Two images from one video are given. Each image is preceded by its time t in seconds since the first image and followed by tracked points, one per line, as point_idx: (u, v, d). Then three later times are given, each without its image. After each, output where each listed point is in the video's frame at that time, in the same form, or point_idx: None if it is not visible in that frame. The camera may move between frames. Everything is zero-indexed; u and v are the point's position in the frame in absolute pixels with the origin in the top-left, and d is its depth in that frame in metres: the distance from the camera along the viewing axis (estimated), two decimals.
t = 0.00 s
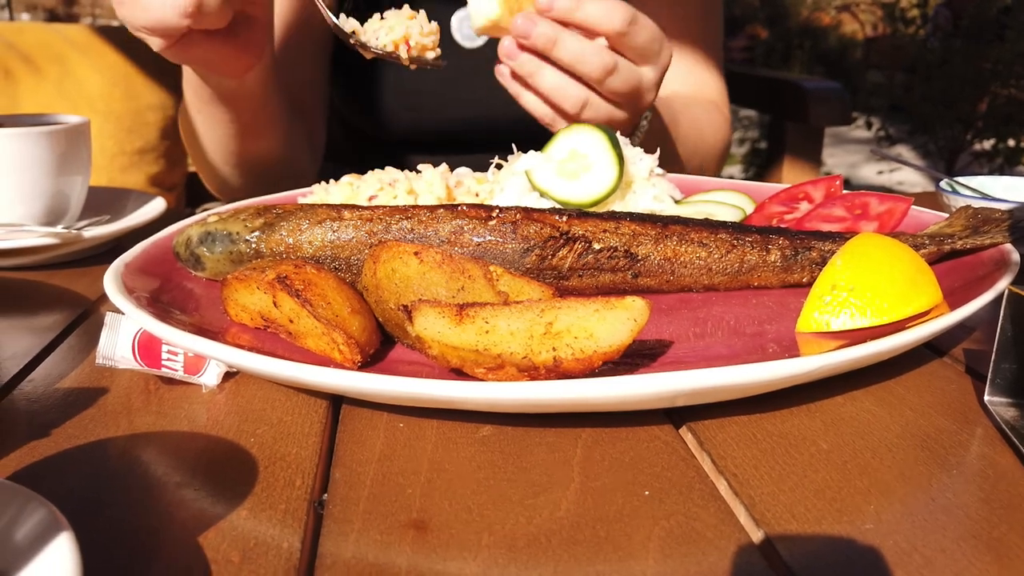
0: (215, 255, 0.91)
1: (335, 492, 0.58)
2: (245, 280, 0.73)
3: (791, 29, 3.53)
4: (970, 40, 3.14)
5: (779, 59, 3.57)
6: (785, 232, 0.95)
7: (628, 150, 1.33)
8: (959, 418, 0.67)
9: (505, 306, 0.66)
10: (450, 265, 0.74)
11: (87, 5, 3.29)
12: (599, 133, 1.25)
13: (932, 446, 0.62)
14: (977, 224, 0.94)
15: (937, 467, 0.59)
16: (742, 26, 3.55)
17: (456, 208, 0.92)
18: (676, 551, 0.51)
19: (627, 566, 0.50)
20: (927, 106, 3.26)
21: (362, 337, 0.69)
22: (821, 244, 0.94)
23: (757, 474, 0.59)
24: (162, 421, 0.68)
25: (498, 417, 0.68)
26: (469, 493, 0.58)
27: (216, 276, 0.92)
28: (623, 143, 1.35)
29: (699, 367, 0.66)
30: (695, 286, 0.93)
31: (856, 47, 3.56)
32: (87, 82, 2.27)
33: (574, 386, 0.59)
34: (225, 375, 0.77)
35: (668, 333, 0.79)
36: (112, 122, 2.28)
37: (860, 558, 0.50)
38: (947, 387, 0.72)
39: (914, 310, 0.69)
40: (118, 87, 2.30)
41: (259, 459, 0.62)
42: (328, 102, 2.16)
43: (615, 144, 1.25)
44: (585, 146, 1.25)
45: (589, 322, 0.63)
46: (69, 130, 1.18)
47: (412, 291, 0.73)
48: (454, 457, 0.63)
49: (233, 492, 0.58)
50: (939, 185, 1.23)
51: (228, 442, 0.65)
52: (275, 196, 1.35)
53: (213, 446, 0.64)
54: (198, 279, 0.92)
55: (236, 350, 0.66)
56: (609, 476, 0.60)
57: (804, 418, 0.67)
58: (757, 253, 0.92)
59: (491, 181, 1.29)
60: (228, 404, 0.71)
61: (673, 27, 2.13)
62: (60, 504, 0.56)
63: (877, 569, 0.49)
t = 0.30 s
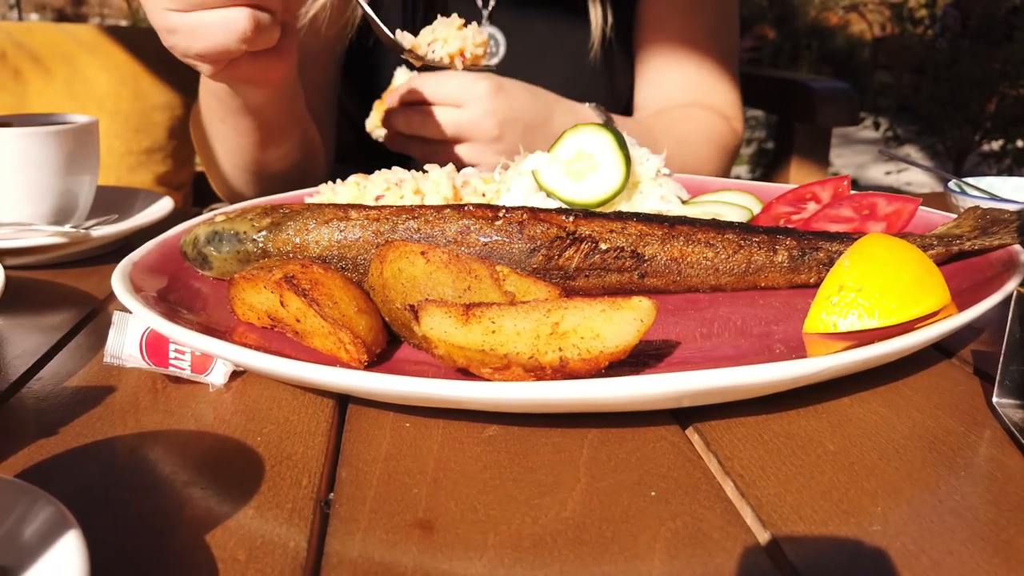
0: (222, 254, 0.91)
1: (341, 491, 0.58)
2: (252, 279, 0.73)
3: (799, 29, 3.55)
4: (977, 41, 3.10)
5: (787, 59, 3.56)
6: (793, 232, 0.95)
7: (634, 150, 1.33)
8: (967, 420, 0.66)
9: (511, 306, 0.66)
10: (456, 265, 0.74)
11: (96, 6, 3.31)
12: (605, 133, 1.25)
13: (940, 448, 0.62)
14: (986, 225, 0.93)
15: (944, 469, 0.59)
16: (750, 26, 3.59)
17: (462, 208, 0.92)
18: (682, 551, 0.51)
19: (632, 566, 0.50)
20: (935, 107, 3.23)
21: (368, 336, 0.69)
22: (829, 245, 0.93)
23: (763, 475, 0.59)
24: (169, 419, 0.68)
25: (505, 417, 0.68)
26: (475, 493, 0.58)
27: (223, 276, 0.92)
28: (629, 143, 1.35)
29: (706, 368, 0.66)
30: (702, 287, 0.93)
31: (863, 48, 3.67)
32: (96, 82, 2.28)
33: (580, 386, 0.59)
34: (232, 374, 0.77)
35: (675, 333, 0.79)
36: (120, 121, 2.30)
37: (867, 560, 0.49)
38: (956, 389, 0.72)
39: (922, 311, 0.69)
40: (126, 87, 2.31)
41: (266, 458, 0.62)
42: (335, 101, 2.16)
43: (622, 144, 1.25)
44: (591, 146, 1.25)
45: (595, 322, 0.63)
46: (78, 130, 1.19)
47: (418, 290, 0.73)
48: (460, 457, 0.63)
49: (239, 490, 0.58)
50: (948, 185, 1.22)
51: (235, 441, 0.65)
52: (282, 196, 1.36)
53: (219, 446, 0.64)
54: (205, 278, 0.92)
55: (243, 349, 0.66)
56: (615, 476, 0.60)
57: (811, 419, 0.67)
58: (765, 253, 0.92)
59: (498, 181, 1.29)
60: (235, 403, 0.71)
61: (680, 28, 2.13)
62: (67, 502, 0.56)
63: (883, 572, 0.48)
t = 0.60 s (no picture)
0: (229, 254, 0.92)
1: (347, 491, 0.58)
2: (259, 278, 0.73)
3: (807, 29, 3.50)
4: (986, 41, 3.18)
5: (795, 59, 3.53)
6: (800, 233, 0.95)
7: (640, 151, 1.33)
8: (975, 421, 0.66)
9: (517, 306, 0.66)
10: (462, 265, 0.74)
11: (103, 6, 3.32)
12: (612, 133, 1.25)
13: (948, 450, 0.62)
14: (994, 225, 0.93)
15: (952, 470, 0.59)
16: (758, 25, 3.49)
17: (469, 208, 0.93)
18: (689, 552, 0.51)
19: (639, 567, 0.50)
20: (943, 107, 3.32)
21: (375, 336, 0.69)
22: (836, 246, 0.93)
23: (770, 476, 0.58)
24: (176, 418, 0.69)
25: (511, 417, 0.68)
26: (481, 493, 0.58)
27: (230, 275, 0.93)
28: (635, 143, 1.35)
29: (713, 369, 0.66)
30: (708, 287, 0.93)
31: (871, 48, 3.57)
32: (103, 82, 2.29)
33: (587, 386, 0.59)
34: (238, 373, 0.77)
35: (682, 333, 0.78)
36: (128, 121, 2.30)
37: (874, 562, 0.49)
38: (964, 391, 0.72)
39: (930, 312, 0.69)
40: (133, 87, 2.32)
41: (272, 457, 0.62)
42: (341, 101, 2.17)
43: (629, 144, 1.25)
44: (598, 146, 1.25)
45: (602, 322, 0.63)
46: (86, 129, 1.19)
47: (425, 290, 0.73)
48: (466, 456, 0.63)
49: (246, 489, 0.58)
50: (956, 186, 1.21)
51: (242, 440, 0.65)
52: (289, 196, 1.36)
53: (226, 445, 0.64)
54: (212, 278, 0.92)
55: (250, 348, 0.66)
56: (621, 477, 0.60)
57: (818, 420, 0.67)
58: (771, 254, 0.92)
59: (504, 181, 1.28)
60: (242, 402, 0.72)
61: (686, 29, 2.12)
62: (75, 501, 0.56)
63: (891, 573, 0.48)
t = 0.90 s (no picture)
0: (236, 253, 0.92)
1: (354, 490, 0.58)
2: (266, 278, 0.73)
3: (814, 29, 3.51)
4: (996, 43, 3.15)
5: (801, 59, 3.53)
6: (807, 233, 0.94)
7: (647, 151, 1.33)
8: (983, 423, 0.66)
9: (523, 306, 0.66)
10: (469, 265, 0.74)
11: (111, 5, 3.33)
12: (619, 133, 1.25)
13: (956, 452, 0.61)
14: (1003, 227, 0.92)
15: (960, 472, 0.59)
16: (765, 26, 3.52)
17: (475, 208, 0.93)
18: (695, 553, 0.51)
19: (645, 568, 0.50)
20: (951, 107, 3.31)
21: (381, 336, 0.69)
22: (843, 246, 0.93)
23: (777, 477, 0.58)
24: (183, 417, 0.69)
25: (518, 417, 0.68)
26: (486, 493, 0.58)
27: (237, 275, 0.93)
28: (642, 143, 1.35)
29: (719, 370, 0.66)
30: (715, 288, 0.92)
31: (879, 48, 3.60)
32: (111, 81, 2.30)
33: (594, 386, 0.59)
34: (245, 372, 0.77)
35: (688, 334, 0.78)
36: (135, 121, 2.31)
37: (881, 564, 0.49)
38: (972, 392, 0.71)
39: (938, 313, 0.68)
40: (141, 87, 2.33)
41: (279, 456, 0.63)
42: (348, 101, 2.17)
43: (635, 145, 1.25)
44: (604, 146, 1.25)
45: (608, 323, 0.63)
46: (94, 129, 1.20)
47: (431, 290, 0.73)
48: (472, 456, 0.63)
49: (253, 488, 0.58)
50: (964, 187, 1.21)
51: (249, 439, 0.65)
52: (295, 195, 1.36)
53: (233, 444, 0.65)
54: (219, 277, 0.93)
55: (257, 348, 0.66)
56: (627, 477, 0.60)
57: (825, 421, 0.67)
58: (778, 254, 0.91)
59: (510, 181, 1.28)
60: (249, 401, 0.72)
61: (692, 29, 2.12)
62: (84, 499, 0.56)
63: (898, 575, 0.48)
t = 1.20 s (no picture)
0: (239, 253, 0.92)
1: (356, 490, 0.58)
2: (268, 278, 0.74)
3: (816, 29, 3.51)
4: (999, 43, 3.16)
5: (803, 59, 3.53)
6: (809, 233, 0.94)
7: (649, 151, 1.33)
8: (985, 424, 0.66)
9: (525, 306, 0.66)
10: (471, 265, 0.74)
11: (114, 6, 3.34)
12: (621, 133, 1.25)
13: (958, 452, 0.61)
14: (1005, 227, 0.92)
15: (962, 473, 0.59)
16: (768, 26, 3.50)
17: (477, 208, 0.93)
18: (696, 553, 0.51)
19: (646, 568, 0.50)
20: (953, 108, 3.33)
21: (383, 336, 0.70)
22: (845, 247, 0.93)
23: (779, 478, 0.58)
24: (185, 417, 0.69)
25: (519, 418, 0.68)
26: (488, 493, 0.58)
27: (239, 275, 0.93)
28: (643, 143, 1.35)
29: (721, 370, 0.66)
30: (717, 288, 0.92)
31: (881, 48, 3.58)
32: (114, 81, 2.30)
33: (596, 386, 0.59)
34: (247, 372, 0.77)
35: (690, 334, 0.78)
36: (138, 121, 2.32)
37: (883, 564, 0.49)
38: (974, 392, 0.71)
39: (940, 313, 0.68)
40: (144, 87, 2.33)
41: (281, 456, 0.63)
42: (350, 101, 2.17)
43: (637, 145, 1.25)
44: (606, 146, 1.25)
45: (610, 323, 0.63)
46: (97, 129, 1.20)
47: (433, 290, 0.73)
48: (474, 456, 0.63)
49: (255, 488, 0.58)
50: (966, 188, 1.21)
51: (251, 439, 0.65)
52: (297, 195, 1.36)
53: (235, 443, 0.65)
54: (222, 277, 0.93)
55: (259, 348, 0.66)
56: (629, 478, 0.60)
57: (827, 421, 0.67)
58: (780, 254, 0.91)
59: (512, 181, 1.28)
60: (251, 401, 0.72)
61: (695, 31, 2.12)
62: (88, 498, 0.57)
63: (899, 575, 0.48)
